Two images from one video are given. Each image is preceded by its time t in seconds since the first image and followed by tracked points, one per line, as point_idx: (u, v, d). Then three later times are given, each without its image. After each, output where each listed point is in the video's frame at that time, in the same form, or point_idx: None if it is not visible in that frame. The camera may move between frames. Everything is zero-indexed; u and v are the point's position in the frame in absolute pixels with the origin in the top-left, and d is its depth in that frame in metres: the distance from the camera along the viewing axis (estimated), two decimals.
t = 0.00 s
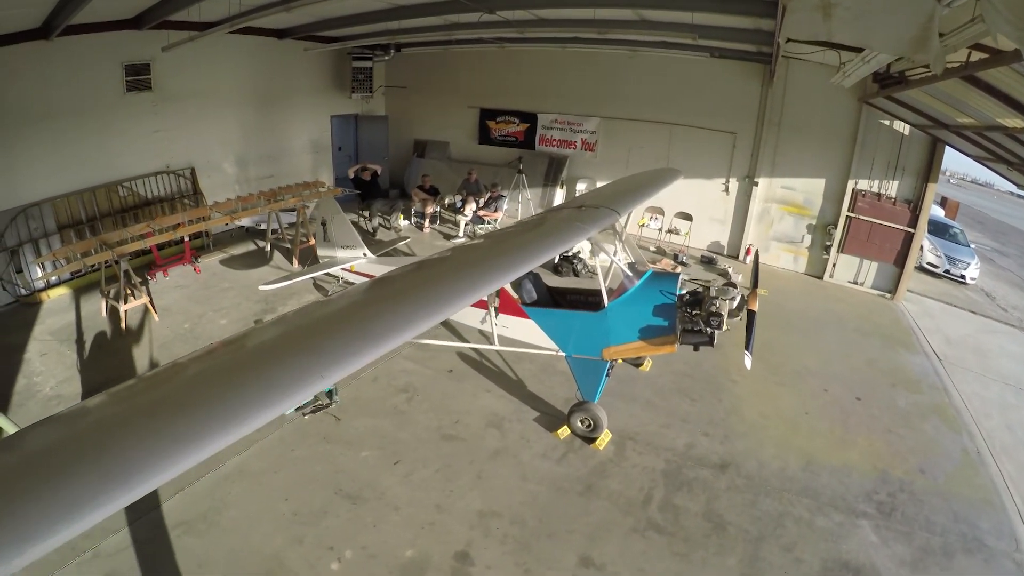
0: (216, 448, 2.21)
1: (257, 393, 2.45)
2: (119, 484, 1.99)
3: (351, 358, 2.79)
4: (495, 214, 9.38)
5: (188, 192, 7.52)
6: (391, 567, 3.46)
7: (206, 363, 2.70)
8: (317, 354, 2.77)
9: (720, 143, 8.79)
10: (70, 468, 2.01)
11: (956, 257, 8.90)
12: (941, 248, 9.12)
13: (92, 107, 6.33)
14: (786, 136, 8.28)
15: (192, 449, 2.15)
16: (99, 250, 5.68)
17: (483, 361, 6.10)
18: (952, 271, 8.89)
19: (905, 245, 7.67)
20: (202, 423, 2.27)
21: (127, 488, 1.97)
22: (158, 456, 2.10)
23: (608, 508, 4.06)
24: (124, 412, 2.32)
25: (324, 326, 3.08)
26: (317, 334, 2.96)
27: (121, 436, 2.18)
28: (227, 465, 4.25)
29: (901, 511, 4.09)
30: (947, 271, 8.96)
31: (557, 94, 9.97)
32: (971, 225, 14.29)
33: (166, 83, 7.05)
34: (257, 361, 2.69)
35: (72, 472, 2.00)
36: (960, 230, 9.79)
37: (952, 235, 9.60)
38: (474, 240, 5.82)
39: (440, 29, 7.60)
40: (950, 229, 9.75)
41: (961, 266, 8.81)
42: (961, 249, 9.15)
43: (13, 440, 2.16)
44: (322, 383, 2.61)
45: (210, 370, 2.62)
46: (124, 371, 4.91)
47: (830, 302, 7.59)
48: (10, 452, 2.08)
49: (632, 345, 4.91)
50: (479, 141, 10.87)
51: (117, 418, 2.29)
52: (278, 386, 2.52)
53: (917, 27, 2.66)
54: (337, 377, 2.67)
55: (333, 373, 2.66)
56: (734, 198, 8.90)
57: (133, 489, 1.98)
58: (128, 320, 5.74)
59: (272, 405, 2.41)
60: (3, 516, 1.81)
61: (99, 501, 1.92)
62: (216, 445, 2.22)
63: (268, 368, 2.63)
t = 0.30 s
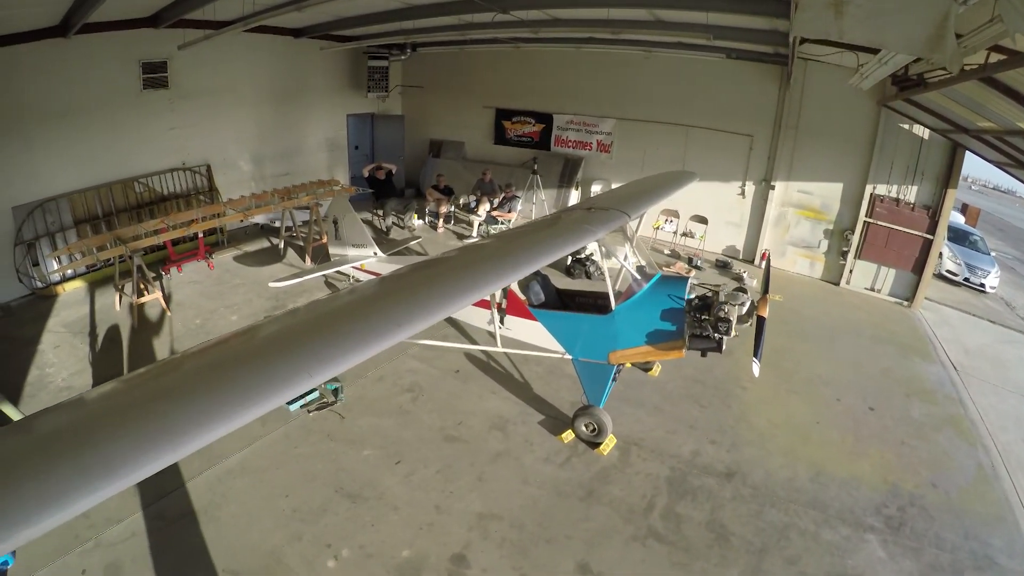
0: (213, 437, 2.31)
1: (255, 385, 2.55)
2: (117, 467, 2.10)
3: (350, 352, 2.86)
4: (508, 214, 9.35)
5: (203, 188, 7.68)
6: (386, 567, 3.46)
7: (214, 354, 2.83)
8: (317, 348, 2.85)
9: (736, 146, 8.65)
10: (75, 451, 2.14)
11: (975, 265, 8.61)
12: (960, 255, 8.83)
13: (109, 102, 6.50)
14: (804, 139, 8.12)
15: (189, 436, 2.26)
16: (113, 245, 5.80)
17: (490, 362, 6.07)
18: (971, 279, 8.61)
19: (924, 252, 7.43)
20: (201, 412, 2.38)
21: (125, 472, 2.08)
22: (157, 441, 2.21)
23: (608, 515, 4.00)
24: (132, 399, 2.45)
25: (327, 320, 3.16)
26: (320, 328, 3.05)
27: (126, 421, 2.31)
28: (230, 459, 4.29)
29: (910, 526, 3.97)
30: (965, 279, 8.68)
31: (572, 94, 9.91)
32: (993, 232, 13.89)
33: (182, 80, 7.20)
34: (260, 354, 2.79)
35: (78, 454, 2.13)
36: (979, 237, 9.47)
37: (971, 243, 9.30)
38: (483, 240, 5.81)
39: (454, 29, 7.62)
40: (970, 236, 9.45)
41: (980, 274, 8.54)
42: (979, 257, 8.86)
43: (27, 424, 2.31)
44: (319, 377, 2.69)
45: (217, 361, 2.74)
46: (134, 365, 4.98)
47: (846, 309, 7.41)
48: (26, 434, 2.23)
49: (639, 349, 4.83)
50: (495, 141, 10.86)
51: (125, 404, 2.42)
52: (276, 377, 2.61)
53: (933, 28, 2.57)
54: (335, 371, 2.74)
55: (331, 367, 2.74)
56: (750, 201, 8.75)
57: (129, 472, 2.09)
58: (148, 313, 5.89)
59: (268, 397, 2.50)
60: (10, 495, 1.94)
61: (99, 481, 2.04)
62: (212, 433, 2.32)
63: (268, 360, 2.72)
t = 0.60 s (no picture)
0: (213, 428, 2.37)
1: (255, 379, 2.59)
2: (119, 455, 2.15)
3: (350, 349, 2.90)
4: (518, 216, 9.34)
5: (214, 187, 7.81)
6: (381, 567, 3.45)
7: (217, 347, 2.87)
8: (318, 343, 2.89)
9: (747, 149, 8.55)
10: (79, 438, 2.20)
11: (989, 272, 8.43)
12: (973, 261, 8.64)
13: (121, 100, 6.63)
14: (816, 142, 8.00)
15: (189, 428, 2.31)
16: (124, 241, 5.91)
17: (494, 364, 6.05)
18: (985, 286, 8.42)
19: (937, 258, 7.30)
20: (201, 404, 2.43)
21: (126, 460, 2.14)
22: (158, 431, 2.27)
23: (607, 520, 3.96)
24: (135, 389, 2.50)
25: (330, 315, 3.20)
26: (322, 324, 3.09)
27: (129, 411, 2.36)
28: (232, 456, 4.32)
29: (916, 538, 3.88)
30: (979, 286, 8.49)
31: (583, 96, 9.87)
32: (1006, 238, 13.60)
33: (193, 80, 7.32)
34: (263, 347, 2.84)
35: (81, 442, 2.18)
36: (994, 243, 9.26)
37: (985, 249, 9.09)
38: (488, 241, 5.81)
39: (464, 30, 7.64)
40: (984, 242, 9.24)
41: (994, 281, 8.35)
42: (995, 264, 8.67)
43: (33, 411, 2.36)
44: (318, 373, 2.73)
45: (220, 354, 2.79)
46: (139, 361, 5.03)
47: (857, 315, 7.28)
48: (33, 421, 2.29)
49: (642, 353, 4.73)
50: (506, 142, 10.86)
51: (128, 394, 2.47)
52: (277, 372, 2.66)
53: (940, 28, 2.50)
54: (335, 367, 2.79)
55: (330, 363, 2.78)
56: (761, 205, 8.64)
57: (130, 461, 2.14)
58: (162, 309, 6.03)
59: (268, 391, 2.55)
60: (14, 481, 1.99)
61: (99, 469, 2.09)
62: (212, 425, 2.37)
63: (270, 354, 2.77)
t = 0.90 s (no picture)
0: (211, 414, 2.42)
1: (257, 367, 2.65)
2: (119, 437, 2.23)
3: (352, 340, 2.93)
4: (533, 217, 9.32)
5: (231, 184, 7.97)
6: (378, 563, 3.47)
7: (226, 336, 2.95)
8: (321, 334, 2.93)
9: (765, 152, 8.41)
10: (84, 420, 2.28)
11: (1012, 281, 8.13)
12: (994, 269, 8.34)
13: (139, 97, 6.81)
14: (834, 146, 7.84)
15: (190, 413, 2.37)
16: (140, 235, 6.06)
17: (503, 364, 6.03)
18: (1007, 295, 8.13)
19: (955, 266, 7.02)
20: (203, 390, 2.49)
21: (127, 442, 2.21)
22: (156, 416, 2.33)
23: (607, 524, 3.92)
24: (143, 374, 2.58)
25: (337, 307, 3.24)
26: (328, 315, 3.13)
27: (135, 394, 2.44)
28: (237, 448, 4.38)
29: (925, 553, 3.76)
30: (1001, 295, 8.20)
31: (600, 97, 9.80)
32: None
33: (211, 79, 7.48)
34: (269, 336, 2.90)
35: (86, 423, 2.27)
36: (1016, 251, 8.94)
37: (1009, 258, 8.78)
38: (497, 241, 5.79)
39: (480, 30, 7.66)
40: (1005, 250, 8.92)
41: (1017, 290, 8.05)
42: (1018, 273, 8.35)
43: (48, 393, 2.46)
44: (319, 363, 2.77)
45: (228, 343, 2.86)
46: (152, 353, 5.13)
47: (876, 322, 7.10)
48: (46, 402, 2.39)
49: (649, 356, 4.69)
50: (523, 142, 10.84)
51: (136, 380, 2.55)
52: (279, 360, 2.71)
53: (955, 25, 2.45)
54: (336, 357, 2.82)
55: (331, 353, 2.81)
56: (778, 209, 8.49)
57: (130, 443, 2.21)
58: (185, 304, 6.12)
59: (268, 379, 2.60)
60: (21, 458, 2.08)
61: (98, 450, 2.16)
62: (213, 411, 2.43)
63: (274, 343, 2.82)
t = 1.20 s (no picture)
0: (208, 406, 2.46)
1: (260, 358, 2.70)
2: (123, 423, 2.29)
3: (353, 335, 2.95)
4: (545, 217, 9.29)
5: (245, 181, 8.09)
6: (374, 560, 3.48)
7: (235, 326, 3.01)
8: (325, 327, 2.97)
9: (781, 154, 8.27)
10: (87, 407, 2.35)
11: None
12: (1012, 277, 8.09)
13: (154, 95, 6.96)
14: (850, 149, 7.69)
15: (187, 403, 2.42)
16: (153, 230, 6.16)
17: (509, 364, 6.00)
18: None
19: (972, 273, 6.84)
20: (204, 381, 2.53)
21: (129, 428, 2.27)
22: (155, 405, 2.38)
23: (606, 528, 3.89)
24: (146, 364, 2.64)
25: (344, 301, 3.28)
26: (330, 310, 3.15)
27: (142, 381, 2.51)
28: (242, 443, 4.43)
29: (932, 566, 3.67)
30: (1020, 303, 7.96)
31: (614, 97, 9.73)
32: None
33: (226, 76, 7.60)
34: (275, 328, 2.95)
35: (88, 409, 2.34)
36: None
37: None
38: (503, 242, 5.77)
39: (494, 29, 7.65)
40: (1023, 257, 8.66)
41: None
42: None
43: (60, 378, 2.55)
44: (318, 357, 2.79)
45: (231, 334, 2.90)
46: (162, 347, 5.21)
47: (891, 329, 6.94)
48: (57, 387, 2.47)
49: (655, 360, 4.62)
50: (537, 142, 10.81)
51: (140, 368, 2.61)
52: (282, 352, 2.75)
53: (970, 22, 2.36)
54: (335, 352, 2.84)
55: (331, 348, 2.83)
56: (793, 212, 8.35)
57: (133, 429, 2.27)
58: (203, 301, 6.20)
59: (271, 369, 2.64)
60: (27, 440, 2.16)
61: (97, 437, 2.22)
62: (210, 401, 2.47)
63: (275, 337, 2.86)
